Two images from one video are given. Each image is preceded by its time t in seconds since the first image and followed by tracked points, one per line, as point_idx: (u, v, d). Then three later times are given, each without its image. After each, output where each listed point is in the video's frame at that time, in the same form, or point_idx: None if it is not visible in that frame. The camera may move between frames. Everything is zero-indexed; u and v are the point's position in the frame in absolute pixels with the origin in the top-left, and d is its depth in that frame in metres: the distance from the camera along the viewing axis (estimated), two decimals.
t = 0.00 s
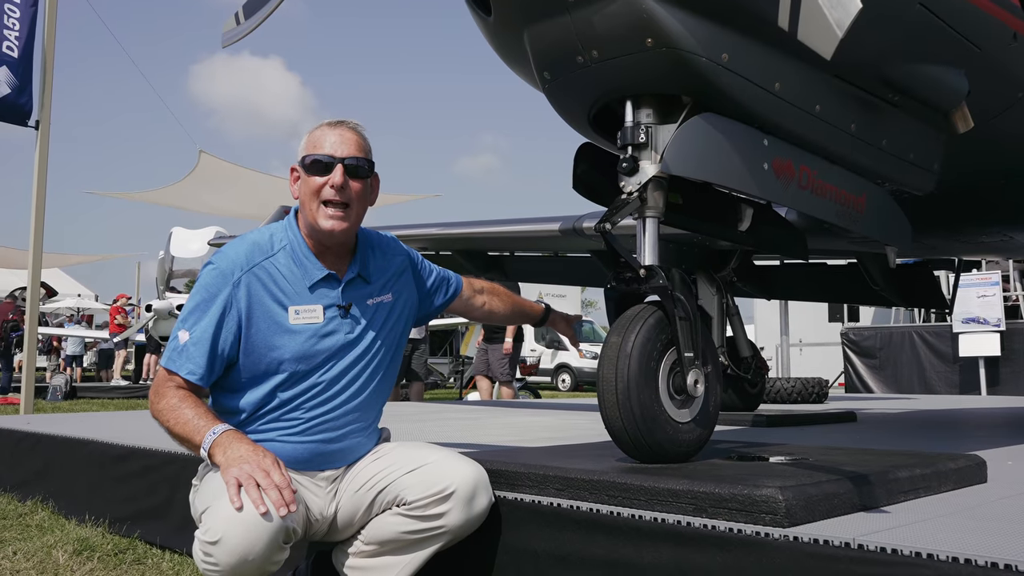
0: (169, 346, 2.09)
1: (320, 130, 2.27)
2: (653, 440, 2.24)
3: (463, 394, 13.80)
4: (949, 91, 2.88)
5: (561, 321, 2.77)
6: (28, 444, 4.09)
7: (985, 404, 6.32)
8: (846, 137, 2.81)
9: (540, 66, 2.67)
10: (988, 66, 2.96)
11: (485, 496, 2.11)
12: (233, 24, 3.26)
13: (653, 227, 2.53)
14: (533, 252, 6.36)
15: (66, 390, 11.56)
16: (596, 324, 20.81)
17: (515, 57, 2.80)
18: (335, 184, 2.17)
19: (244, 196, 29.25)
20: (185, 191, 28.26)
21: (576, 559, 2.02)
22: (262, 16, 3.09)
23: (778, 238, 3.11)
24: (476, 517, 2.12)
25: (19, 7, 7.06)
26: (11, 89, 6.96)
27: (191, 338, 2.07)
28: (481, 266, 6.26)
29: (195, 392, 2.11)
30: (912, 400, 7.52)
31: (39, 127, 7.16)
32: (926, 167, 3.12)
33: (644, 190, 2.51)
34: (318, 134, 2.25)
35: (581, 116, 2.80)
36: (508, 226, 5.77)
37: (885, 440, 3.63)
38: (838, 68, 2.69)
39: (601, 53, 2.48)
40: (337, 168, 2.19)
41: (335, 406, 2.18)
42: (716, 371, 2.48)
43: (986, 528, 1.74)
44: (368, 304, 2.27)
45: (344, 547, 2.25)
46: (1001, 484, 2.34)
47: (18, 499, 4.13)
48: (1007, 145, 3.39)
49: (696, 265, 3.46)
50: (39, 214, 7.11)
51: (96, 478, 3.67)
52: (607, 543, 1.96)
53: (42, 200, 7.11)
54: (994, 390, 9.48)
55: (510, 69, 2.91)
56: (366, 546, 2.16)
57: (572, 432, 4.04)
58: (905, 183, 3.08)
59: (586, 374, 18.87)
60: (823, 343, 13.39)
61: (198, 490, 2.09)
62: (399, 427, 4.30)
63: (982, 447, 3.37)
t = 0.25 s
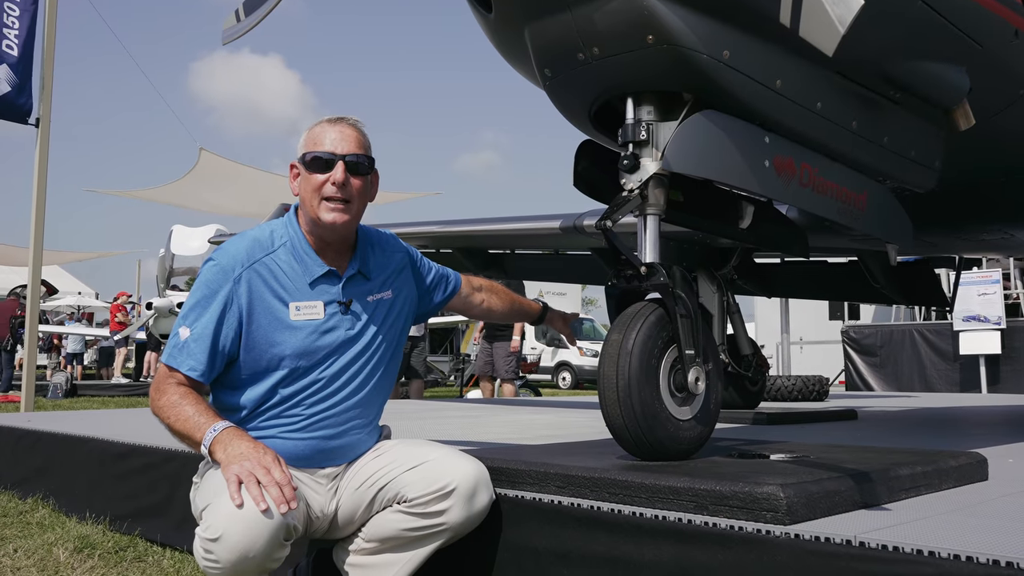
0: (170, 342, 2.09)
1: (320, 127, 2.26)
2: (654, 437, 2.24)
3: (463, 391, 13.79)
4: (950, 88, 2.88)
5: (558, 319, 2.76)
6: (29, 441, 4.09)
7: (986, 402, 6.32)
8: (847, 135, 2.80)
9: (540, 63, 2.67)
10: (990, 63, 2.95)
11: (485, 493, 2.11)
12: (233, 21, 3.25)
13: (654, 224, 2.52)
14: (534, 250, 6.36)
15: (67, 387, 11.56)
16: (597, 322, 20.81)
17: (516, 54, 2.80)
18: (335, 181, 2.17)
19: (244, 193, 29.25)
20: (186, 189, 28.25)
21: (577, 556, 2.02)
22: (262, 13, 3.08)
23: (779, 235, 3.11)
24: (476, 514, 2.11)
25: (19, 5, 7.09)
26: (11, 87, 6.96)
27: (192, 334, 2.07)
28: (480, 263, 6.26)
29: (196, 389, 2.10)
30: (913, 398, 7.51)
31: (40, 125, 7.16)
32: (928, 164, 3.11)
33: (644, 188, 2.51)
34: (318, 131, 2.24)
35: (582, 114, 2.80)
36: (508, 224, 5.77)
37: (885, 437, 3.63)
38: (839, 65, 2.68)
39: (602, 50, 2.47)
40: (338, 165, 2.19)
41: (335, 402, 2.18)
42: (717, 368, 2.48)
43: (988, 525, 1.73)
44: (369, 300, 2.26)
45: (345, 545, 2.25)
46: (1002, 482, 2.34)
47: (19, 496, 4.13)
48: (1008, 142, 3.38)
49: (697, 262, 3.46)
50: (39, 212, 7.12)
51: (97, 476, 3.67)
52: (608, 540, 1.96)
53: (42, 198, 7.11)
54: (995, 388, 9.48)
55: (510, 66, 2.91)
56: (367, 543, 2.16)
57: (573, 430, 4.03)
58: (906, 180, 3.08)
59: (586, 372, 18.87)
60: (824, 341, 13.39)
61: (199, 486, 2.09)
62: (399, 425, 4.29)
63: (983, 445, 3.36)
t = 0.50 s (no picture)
0: (171, 339, 2.09)
1: (321, 124, 2.25)
2: (656, 435, 2.24)
3: (464, 390, 13.80)
4: (952, 86, 2.88)
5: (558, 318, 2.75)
6: (30, 440, 4.10)
7: (986, 401, 6.32)
8: (848, 133, 2.80)
9: (542, 61, 2.66)
10: (993, 62, 2.94)
11: (486, 491, 2.11)
12: (235, 19, 3.25)
13: (656, 222, 2.52)
14: (535, 248, 6.36)
15: (68, 386, 11.56)
16: (597, 321, 20.82)
17: (517, 52, 2.80)
18: (338, 179, 2.16)
19: (245, 192, 29.26)
20: (186, 188, 28.26)
21: (578, 554, 2.02)
22: (263, 11, 3.08)
23: (780, 233, 3.10)
24: (477, 512, 2.11)
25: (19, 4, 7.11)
26: (12, 86, 6.96)
27: (192, 331, 2.07)
28: (481, 261, 6.26)
29: (197, 386, 2.10)
30: (914, 396, 7.51)
31: (40, 123, 7.16)
32: (929, 162, 3.11)
33: (646, 185, 2.50)
34: (320, 128, 2.23)
35: (583, 112, 2.79)
36: (509, 222, 5.76)
37: (886, 435, 3.63)
38: (841, 63, 2.68)
39: (603, 48, 2.47)
40: (341, 163, 2.18)
41: (336, 400, 2.18)
42: (718, 366, 2.48)
43: (989, 523, 1.73)
44: (369, 298, 2.26)
45: (346, 543, 2.25)
46: (1003, 480, 2.34)
47: (20, 494, 4.14)
48: (1010, 140, 3.38)
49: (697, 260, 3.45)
50: (40, 210, 7.12)
51: (97, 474, 3.67)
52: (610, 538, 1.96)
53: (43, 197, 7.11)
54: (995, 387, 9.48)
55: (512, 64, 2.91)
56: (368, 541, 2.16)
57: (573, 428, 4.03)
58: (908, 179, 3.07)
59: (587, 370, 18.87)
60: (825, 339, 13.39)
61: (199, 484, 2.08)
62: (400, 423, 4.30)
63: (984, 443, 3.36)
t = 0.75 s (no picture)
0: (170, 338, 2.09)
1: (339, 120, 2.22)
2: (657, 433, 2.24)
3: (464, 388, 13.80)
4: (953, 83, 2.87)
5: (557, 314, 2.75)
6: (30, 438, 4.10)
7: (987, 398, 6.32)
8: (849, 130, 2.80)
9: (542, 58, 2.66)
10: (994, 59, 2.94)
11: (487, 488, 2.11)
12: (235, 17, 3.24)
13: (656, 220, 2.52)
14: (535, 245, 6.36)
15: (68, 384, 11.57)
16: (598, 319, 20.82)
17: (518, 50, 2.80)
18: (371, 180, 2.18)
19: (245, 190, 29.26)
20: (187, 186, 28.26)
21: (579, 552, 2.02)
22: (264, 8, 3.07)
23: (781, 231, 3.10)
24: (478, 509, 2.11)
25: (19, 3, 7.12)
26: (10, 84, 6.96)
27: (192, 329, 2.07)
28: (482, 259, 6.26)
29: (197, 384, 2.10)
30: (915, 394, 7.51)
31: (40, 122, 7.16)
32: (930, 160, 3.11)
33: (647, 182, 2.50)
34: (338, 126, 2.20)
35: (584, 109, 2.79)
36: (509, 220, 5.76)
37: (887, 433, 3.63)
38: (842, 60, 2.67)
39: (604, 45, 2.47)
40: (370, 164, 2.19)
41: (336, 397, 2.18)
42: (719, 364, 2.48)
43: (990, 521, 1.73)
44: (369, 295, 2.26)
45: (346, 541, 2.25)
46: (1005, 477, 2.34)
47: (21, 492, 4.14)
48: (1011, 138, 3.38)
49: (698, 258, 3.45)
50: (41, 208, 7.12)
51: (98, 472, 3.67)
52: (611, 536, 1.96)
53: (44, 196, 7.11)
54: (996, 384, 9.48)
55: (513, 62, 2.91)
56: (368, 539, 2.16)
57: (574, 426, 4.03)
58: (909, 176, 3.07)
59: (588, 368, 18.87)
60: (826, 337, 13.38)
61: (200, 482, 2.09)
62: (400, 421, 4.30)
63: (985, 441, 3.36)
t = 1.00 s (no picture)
0: (170, 335, 2.09)
1: (377, 128, 2.25)
2: (657, 431, 2.24)
3: (465, 386, 13.81)
4: (954, 82, 2.87)
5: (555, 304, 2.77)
6: (31, 436, 4.10)
7: (987, 396, 6.32)
8: (850, 128, 2.80)
9: (542, 57, 2.66)
10: (994, 58, 2.94)
11: (487, 486, 2.11)
12: (235, 15, 3.24)
13: (656, 218, 2.52)
14: (535, 244, 6.36)
15: (69, 382, 11.57)
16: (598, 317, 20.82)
17: (518, 48, 2.79)
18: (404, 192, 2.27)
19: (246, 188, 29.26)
20: (187, 184, 28.26)
21: (579, 550, 2.02)
22: (264, 7, 3.07)
23: (782, 229, 3.10)
24: (478, 507, 2.11)
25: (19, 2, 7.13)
26: (10, 83, 6.96)
27: (192, 327, 2.07)
28: (482, 258, 6.26)
29: (195, 381, 2.10)
30: (915, 391, 7.51)
31: (41, 120, 7.16)
32: (930, 158, 3.11)
33: (647, 181, 2.50)
34: (378, 136, 2.23)
35: (584, 108, 2.79)
36: (510, 218, 5.76)
37: (886, 431, 3.63)
38: (843, 58, 2.67)
39: (604, 43, 2.47)
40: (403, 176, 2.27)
41: (336, 395, 2.18)
42: (719, 362, 2.48)
43: (990, 519, 1.74)
44: (368, 292, 2.27)
45: (347, 539, 2.25)
46: (1005, 476, 2.34)
47: (22, 490, 4.14)
48: (1011, 136, 3.38)
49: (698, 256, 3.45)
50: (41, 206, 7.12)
51: (99, 470, 3.68)
52: (611, 534, 1.96)
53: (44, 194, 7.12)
54: (997, 382, 9.47)
55: (513, 60, 2.91)
56: (369, 537, 2.16)
57: (574, 424, 4.04)
58: (909, 174, 3.07)
59: (588, 366, 18.87)
60: (826, 335, 13.39)
61: (199, 480, 2.09)
62: (400, 420, 4.30)
63: (985, 439, 3.37)
